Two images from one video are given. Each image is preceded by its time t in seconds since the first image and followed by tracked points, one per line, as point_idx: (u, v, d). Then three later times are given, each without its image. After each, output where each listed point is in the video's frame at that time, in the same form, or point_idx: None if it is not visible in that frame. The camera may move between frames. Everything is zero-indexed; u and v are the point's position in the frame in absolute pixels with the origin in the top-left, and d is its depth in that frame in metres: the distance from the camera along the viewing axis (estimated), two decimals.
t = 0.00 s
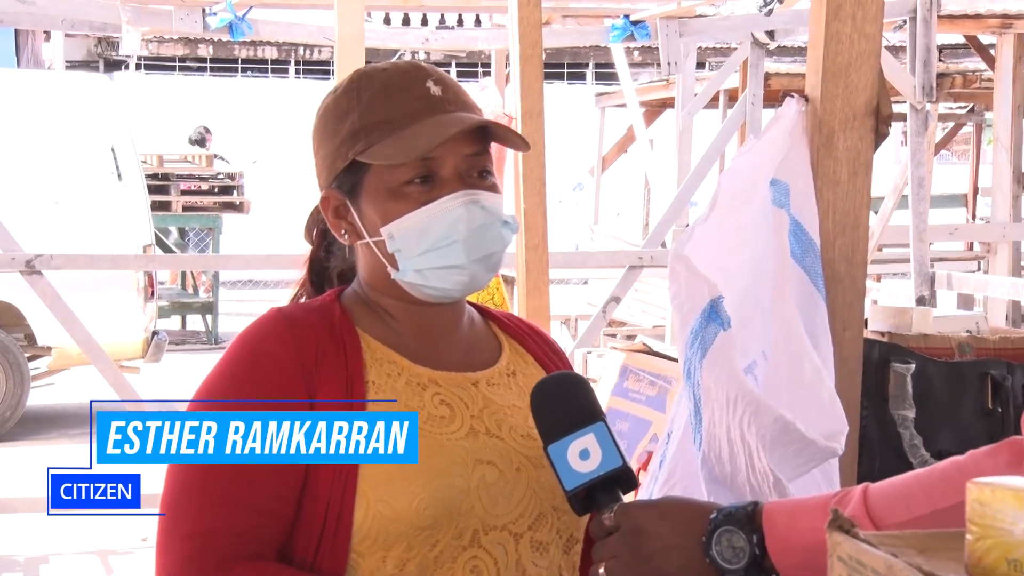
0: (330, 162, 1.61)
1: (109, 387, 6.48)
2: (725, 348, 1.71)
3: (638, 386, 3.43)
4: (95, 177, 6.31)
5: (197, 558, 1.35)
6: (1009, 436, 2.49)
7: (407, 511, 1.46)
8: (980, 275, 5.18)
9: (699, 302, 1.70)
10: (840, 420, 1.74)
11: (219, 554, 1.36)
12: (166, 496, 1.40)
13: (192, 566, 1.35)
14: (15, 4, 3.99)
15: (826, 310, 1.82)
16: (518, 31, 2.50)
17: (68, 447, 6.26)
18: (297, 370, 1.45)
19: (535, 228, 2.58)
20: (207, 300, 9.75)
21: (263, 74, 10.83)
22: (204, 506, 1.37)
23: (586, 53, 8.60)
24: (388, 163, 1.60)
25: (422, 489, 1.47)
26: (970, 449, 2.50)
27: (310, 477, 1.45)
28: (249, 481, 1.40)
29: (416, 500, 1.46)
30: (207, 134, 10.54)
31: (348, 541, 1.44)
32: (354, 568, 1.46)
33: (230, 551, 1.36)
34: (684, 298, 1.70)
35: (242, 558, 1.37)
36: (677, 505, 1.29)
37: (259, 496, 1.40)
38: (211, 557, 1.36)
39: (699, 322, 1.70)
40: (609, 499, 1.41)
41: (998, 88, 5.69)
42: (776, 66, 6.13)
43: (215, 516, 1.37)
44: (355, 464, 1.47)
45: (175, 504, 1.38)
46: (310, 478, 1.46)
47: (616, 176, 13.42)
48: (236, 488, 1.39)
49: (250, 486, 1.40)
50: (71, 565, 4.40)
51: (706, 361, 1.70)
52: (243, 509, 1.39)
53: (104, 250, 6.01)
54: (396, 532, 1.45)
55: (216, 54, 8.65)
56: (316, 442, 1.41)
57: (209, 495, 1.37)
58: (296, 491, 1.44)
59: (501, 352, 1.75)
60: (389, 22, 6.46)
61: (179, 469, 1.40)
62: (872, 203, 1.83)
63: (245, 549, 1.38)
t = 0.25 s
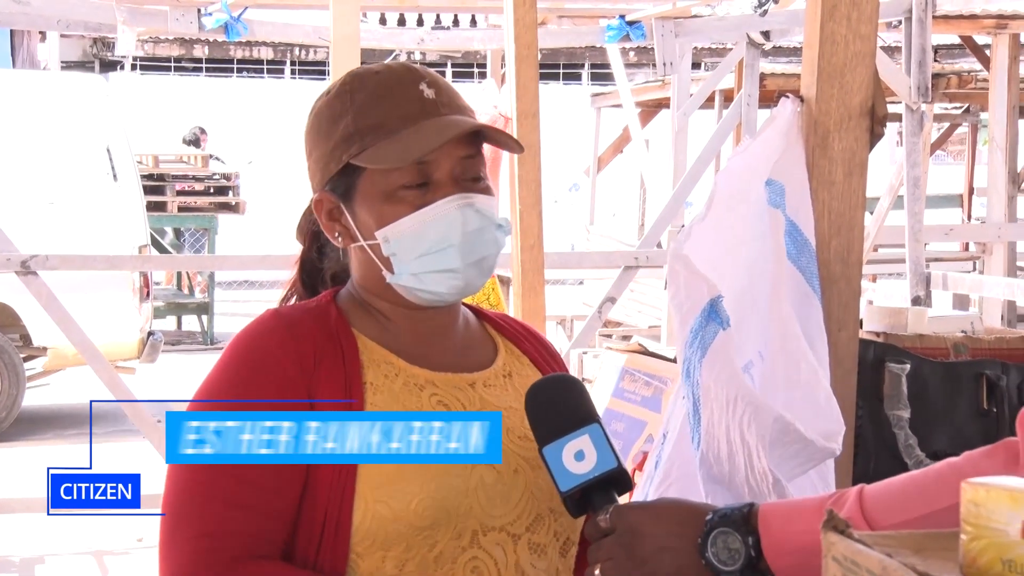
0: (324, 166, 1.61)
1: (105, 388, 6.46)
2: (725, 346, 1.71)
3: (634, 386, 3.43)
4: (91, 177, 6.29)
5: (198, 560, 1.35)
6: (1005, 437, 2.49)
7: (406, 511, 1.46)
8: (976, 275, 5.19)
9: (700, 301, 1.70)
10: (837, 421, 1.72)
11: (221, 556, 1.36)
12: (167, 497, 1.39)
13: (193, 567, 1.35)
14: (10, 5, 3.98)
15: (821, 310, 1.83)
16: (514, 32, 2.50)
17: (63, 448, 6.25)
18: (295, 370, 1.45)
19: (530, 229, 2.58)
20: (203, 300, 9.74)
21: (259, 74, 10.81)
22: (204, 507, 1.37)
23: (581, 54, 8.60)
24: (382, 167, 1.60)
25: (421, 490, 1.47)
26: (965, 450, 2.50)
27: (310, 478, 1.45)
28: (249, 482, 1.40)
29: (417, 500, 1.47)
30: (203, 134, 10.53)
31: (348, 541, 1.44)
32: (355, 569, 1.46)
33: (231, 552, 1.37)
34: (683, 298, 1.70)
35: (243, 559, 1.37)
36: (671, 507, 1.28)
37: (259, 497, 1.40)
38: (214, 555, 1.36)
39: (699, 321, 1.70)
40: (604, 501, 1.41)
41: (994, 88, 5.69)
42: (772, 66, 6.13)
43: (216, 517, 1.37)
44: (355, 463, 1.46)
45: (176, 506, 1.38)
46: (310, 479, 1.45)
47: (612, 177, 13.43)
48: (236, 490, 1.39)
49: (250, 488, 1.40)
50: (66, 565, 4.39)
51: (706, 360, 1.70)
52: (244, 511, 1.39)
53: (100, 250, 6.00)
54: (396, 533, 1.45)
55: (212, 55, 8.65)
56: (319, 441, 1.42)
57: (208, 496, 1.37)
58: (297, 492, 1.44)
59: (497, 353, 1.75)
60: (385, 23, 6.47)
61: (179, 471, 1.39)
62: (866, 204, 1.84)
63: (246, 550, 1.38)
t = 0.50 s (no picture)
0: (324, 163, 1.61)
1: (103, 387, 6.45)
2: (733, 345, 1.70)
3: (632, 386, 3.44)
4: (90, 176, 6.29)
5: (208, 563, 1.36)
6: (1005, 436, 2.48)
7: (410, 514, 1.45)
8: (975, 275, 5.18)
9: (708, 300, 1.71)
10: (840, 421, 1.71)
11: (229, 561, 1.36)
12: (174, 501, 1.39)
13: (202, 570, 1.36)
14: (9, 4, 3.97)
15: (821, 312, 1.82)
16: (513, 31, 2.50)
17: (62, 447, 6.24)
18: (300, 372, 1.45)
19: (529, 228, 2.57)
20: (202, 299, 9.73)
21: (258, 73, 10.80)
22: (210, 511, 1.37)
23: (580, 53, 8.60)
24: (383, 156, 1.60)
25: (424, 493, 1.46)
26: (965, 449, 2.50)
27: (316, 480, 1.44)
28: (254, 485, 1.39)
29: (421, 503, 1.45)
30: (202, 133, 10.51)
31: (352, 544, 1.44)
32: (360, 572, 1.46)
33: (237, 555, 1.37)
34: (691, 296, 1.71)
35: (251, 562, 1.37)
36: (670, 508, 1.28)
37: (265, 500, 1.40)
38: (219, 558, 1.36)
39: (706, 320, 1.71)
40: (603, 502, 1.41)
41: (993, 88, 5.69)
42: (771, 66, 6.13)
43: (223, 520, 1.37)
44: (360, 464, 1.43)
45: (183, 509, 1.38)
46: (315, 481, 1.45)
47: (611, 176, 13.43)
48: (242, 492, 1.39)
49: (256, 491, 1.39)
50: (65, 564, 4.39)
51: (715, 358, 1.70)
52: (251, 513, 1.39)
53: (98, 250, 5.99)
54: (400, 536, 1.45)
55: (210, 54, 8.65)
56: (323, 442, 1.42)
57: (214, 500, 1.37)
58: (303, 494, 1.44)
59: (499, 354, 1.74)
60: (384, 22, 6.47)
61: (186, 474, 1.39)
62: (866, 203, 1.83)
63: (253, 553, 1.38)
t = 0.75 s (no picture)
0: (332, 163, 1.60)
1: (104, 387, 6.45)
2: (724, 346, 1.72)
3: (634, 385, 3.43)
4: (91, 176, 6.30)
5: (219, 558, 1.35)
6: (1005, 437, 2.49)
7: (417, 508, 1.45)
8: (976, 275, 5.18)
9: (700, 300, 1.72)
10: (838, 421, 1.72)
11: (239, 555, 1.36)
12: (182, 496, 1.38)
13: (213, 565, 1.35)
14: (10, 4, 3.97)
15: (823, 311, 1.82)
16: (514, 31, 2.50)
17: (63, 447, 6.25)
18: (309, 366, 1.44)
19: (530, 228, 2.57)
20: (203, 299, 9.73)
21: (259, 73, 10.80)
22: (220, 505, 1.36)
23: (581, 53, 8.60)
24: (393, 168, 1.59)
25: (432, 488, 1.46)
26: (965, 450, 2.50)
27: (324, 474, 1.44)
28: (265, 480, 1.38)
29: (428, 498, 1.46)
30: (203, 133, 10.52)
31: (360, 538, 1.44)
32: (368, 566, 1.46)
33: (248, 549, 1.36)
34: (683, 297, 1.71)
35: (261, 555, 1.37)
36: (671, 507, 1.28)
37: (275, 494, 1.39)
38: (229, 552, 1.35)
39: (698, 321, 1.72)
40: (604, 501, 1.42)
41: (994, 89, 5.69)
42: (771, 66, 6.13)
43: (233, 515, 1.36)
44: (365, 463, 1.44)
45: (193, 504, 1.37)
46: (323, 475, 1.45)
47: (611, 176, 13.43)
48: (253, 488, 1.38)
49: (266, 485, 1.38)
50: (66, 564, 4.39)
51: (705, 359, 1.71)
52: (262, 507, 1.38)
53: (99, 249, 6.00)
54: (408, 531, 1.45)
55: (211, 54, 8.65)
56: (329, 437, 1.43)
57: (225, 494, 1.36)
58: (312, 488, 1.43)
59: (498, 354, 1.74)
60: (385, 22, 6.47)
61: (195, 469, 1.37)
62: (866, 203, 1.83)
63: (263, 547, 1.38)
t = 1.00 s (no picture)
0: (332, 160, 1.60)
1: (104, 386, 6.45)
2: (728, 344, 1.73)
3: (634, 385, 3.43)
4: (91, 176, 6.30)
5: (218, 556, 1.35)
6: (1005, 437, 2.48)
7: (417, 507, 1.45)
8: (976, 275, 5.18)
9: (703, 298, 1.75)
10: (839, 421, 1.72)
11: (238, 555, 1.36)
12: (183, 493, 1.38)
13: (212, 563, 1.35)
14: (10, 4, 3.97)
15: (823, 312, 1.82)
16: (514, 30, 2.50)
17: (63, 447, 6.24)
18: (310, 365, 1.44)
19: (530, 228, 2.57)
20: (202, 299, 9.72)
21: (259, 73, 10.80)
22: (221, 504, 1.36)
23: (581, 53, 8.60)
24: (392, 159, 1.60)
25: (432, 488, 1.46)
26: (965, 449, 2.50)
27: (324, 473, 1.44)
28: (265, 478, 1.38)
29: (428, 498, 1.46)
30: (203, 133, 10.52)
31: (359, 537, 1.44)
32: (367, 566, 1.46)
33: (248, 548, 1.36)
34: (687, 294, 1.75)
35: (261, 554, 1.37)
36: (672, 509, 1.28)
37: (275, 492, 1.39)
38: (228, 549, 1.35)
39: (702, 320, 1.74)
40: (605, 503, 1.43)
41: (994, 89, 5.69)
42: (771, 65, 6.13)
43: (233, 512, 1.36)
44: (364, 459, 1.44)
45: (193, 501, 1.37)
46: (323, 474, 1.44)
47: (611, 176, 13.43)
48: (253, 486, 1.38)
49: (266, 484, 1.38)
50: (66, 564, 4.39)
51: (709, 358, 1.73)
52: (261, 506, 1.38)
53: (99, 249, 6.00)
54: (406, 530, 1.45)
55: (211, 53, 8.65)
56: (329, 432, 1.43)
57: (225, 492, 1.36)
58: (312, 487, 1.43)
59: (496, 355, 1.74)
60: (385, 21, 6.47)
61: (196, 466, 1.37)
62: (867, 203, 1.84)
63: (263, 546, 1.37)
